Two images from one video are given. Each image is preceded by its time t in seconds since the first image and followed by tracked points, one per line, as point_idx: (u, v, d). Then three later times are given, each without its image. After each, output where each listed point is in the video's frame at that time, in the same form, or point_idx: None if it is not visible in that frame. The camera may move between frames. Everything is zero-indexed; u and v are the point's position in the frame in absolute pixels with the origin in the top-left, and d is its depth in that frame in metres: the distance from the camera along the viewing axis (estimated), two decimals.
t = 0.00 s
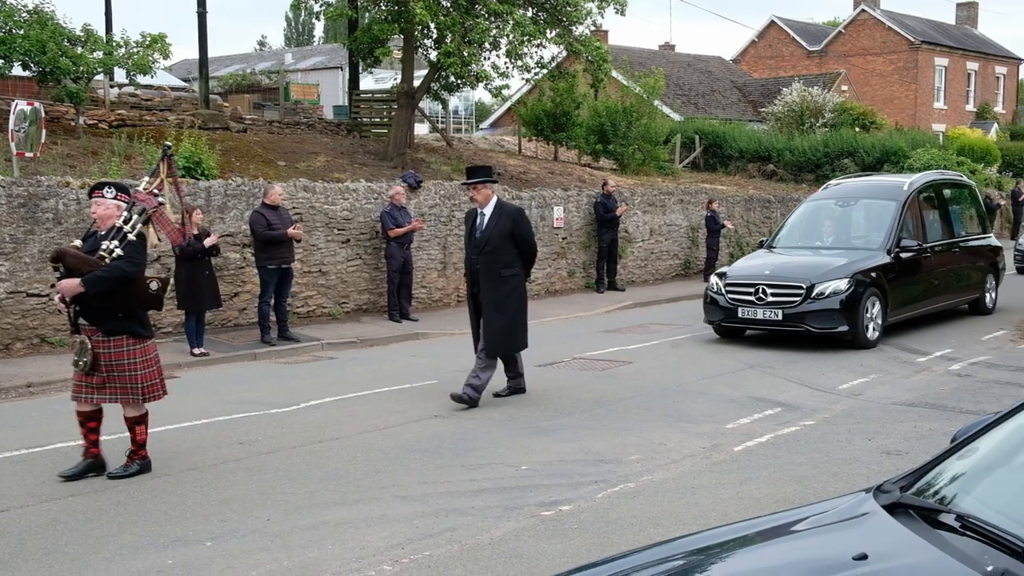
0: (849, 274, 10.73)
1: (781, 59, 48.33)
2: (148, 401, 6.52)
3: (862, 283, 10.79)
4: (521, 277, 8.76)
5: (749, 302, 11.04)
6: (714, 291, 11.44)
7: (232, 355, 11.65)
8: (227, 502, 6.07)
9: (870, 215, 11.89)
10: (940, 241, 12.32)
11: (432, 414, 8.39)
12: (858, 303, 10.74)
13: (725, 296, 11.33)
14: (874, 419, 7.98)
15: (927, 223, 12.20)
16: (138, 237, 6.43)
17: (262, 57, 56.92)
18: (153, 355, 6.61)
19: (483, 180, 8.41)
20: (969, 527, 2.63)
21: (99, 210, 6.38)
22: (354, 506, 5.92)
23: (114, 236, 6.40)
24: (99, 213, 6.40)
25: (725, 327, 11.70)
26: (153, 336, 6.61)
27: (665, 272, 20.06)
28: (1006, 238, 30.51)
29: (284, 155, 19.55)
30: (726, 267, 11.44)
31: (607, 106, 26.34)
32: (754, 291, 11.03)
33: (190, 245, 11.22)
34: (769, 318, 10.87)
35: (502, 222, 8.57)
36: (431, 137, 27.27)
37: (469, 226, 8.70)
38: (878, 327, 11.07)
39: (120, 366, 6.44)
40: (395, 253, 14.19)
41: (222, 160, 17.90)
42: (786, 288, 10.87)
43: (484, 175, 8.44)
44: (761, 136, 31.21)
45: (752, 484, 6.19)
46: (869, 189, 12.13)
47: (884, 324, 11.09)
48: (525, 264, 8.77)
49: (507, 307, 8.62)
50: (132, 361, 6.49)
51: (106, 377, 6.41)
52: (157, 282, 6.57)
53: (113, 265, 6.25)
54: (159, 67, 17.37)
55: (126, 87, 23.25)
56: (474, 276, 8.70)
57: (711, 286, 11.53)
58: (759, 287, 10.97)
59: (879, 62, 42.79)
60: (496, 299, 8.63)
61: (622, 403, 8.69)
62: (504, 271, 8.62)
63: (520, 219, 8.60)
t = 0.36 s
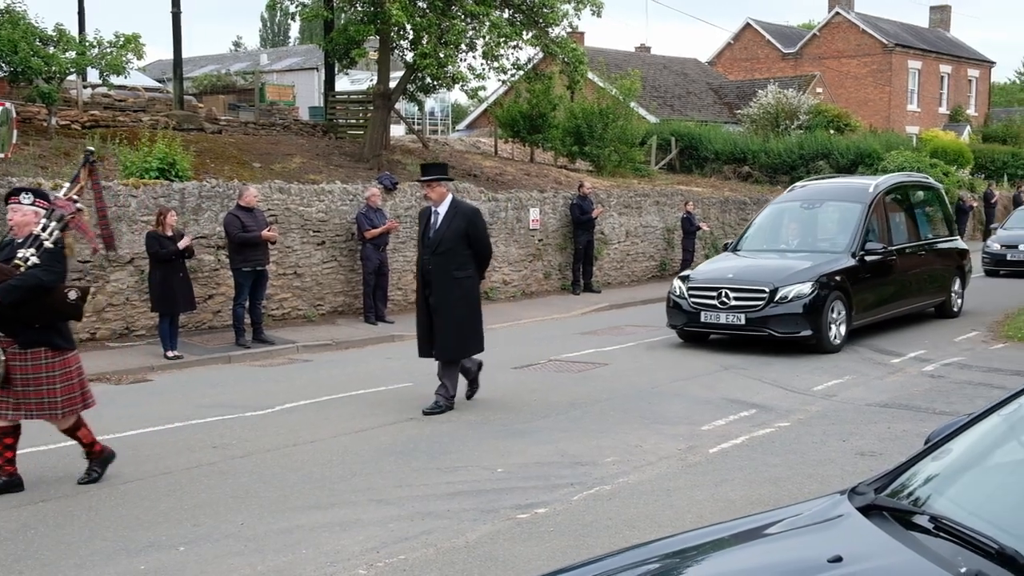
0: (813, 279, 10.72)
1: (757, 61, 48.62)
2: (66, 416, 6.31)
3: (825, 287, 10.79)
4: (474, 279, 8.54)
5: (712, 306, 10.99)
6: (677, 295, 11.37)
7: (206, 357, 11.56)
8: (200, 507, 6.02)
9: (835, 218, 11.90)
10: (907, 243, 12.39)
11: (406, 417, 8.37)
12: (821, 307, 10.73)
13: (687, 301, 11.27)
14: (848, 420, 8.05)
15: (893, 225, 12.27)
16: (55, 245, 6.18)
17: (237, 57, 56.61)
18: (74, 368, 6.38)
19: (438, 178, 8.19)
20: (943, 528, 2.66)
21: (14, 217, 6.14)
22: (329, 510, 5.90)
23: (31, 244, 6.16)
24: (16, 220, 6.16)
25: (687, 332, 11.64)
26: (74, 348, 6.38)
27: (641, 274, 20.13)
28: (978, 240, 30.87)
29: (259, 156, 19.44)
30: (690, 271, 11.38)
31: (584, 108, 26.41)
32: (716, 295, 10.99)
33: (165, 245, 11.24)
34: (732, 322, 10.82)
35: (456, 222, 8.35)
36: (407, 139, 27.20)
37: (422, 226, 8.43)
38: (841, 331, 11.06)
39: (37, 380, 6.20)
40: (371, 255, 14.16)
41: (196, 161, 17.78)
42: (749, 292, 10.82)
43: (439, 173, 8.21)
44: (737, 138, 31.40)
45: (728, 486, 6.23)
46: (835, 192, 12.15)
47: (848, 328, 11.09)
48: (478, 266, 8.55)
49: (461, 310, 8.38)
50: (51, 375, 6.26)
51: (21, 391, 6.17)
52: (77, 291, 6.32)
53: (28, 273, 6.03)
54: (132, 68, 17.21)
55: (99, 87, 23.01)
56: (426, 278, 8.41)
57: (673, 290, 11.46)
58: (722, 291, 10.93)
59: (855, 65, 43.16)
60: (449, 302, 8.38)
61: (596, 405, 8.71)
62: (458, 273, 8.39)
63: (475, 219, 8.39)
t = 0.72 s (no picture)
0: (749, 284, 10.77)
1: (705, 66, 49.21)
2: None
3: (762, 293, 10.84)
4: (405, 286, 8.19)
5: (647, 312, 11.00)
6: (613, 300, 11.37)
7: (152, 362, 11.38)
8: (145, 514, 5.94)
9: (772, 222, 12.01)
10: (845, 247, 12.57)
11: (357, 421, 8.33)
12: (758, 312, 10.75)
13: (623, 306, 11.26)
14: (796, 422, 8.20)
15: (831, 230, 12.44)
16: None
17: (184, 58, 55.85)
18: None
19: (363, 180, 7.92)
20: (887, 529, 2.74)
21: None
22: (278, 515, 5.86)
23: None
24: None
25: (624, 338, 11.63)
26: None
27: (592, 278, 20.26)
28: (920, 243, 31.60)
29: (206, 159, 19.20)
30: (626, 276, 11.40)
31: (534, 112, 26.51)
32: (653, 300, 11.01)
33: (111, 249, 11.06)
34: (668, 328, 10.84)
35: (382, 227, 8.04)
36: (357, 142, 27.05)
37: (349, 231, 8.15)
38: (778, 337, 11.10)
39: None
40: (321, 259, 14.05)
41: (142, 163, 17.51)
42: (684, 298, 10.85)
43: (365, 175, 7.98)
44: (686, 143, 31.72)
45: (677, 489, 6.31)
46: (773, 197, 12.27)
47: (785, 334, 11.14)
48: (408, 272, 8.21)
49: (388, 318, 8.06)
50: None
51: None
52: None
53: None
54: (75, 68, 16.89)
55: (41, 87, 22.55)
56: (353, 285, 8.10)
57: (610, 296, 11.47)
58: (658, 296, 10.95)
59: (802, 71, 43.91)
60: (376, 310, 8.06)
61: (546, 409, 8.76)
62: (385, 279, 8.05)
63: (402, 223, 8.07)
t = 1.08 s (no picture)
0: (706, 296, 10.68)
1: (673, 77, 49.60)
2: None
3: (717, 304, 10.76)
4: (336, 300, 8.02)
5: (602, 324, 10.91)
6: (568, 312, 11.26)
7: (117, 374, 11.25)
8: (109, 528, 5.87)
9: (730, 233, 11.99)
10: (805, 258, 12.60)
11: (325, 433, 8.30)
12: (714, 324, 10.68)
13: (578, 318, 11.16)
14: (763, 432, 8.27)
15: (790, 240, 12.46)
16: None
17: (150, 67, 55.39)
18: None
19: (291, 192, 7.74)
20: (854, 539, 2.77)
21: None
22: (245, 529, 5.81)
23: None
24: None
25: (579, 350, 11.53)
26: None
27: (560, 288, 20.31)
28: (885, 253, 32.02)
29: (172, 169, 19.05)
30: (581, 288, 11.30)
31: (502, 123, 26.56)
32: (607, 312, 10.91)
33: (77, 260, 10.92)
34: (623, 340, 10.74)
35: (312, 239, 7.85)
36: (325, 152, 26.97)
37: (277, 244, 7.93)
38: (735, 349, 11.05)
39: None
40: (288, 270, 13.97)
41: (107, 173, 17.34)
42: (639, 310, 10.75)
43: (292, 187, 7.80)
44: (654, 154, 31.91)
45: (646, 499, 6.35)
46: (731, 208, 12.26)
47: (742, 345, 11.09)
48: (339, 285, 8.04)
49: (321, 333, 7.87)
50: None
51: None
52: None
53: None
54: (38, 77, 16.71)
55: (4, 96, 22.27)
56: (282, 300, 7.87)
57: (564, 307, 11.36)
58: (613, 308, 10.85)
59: (768, 82, 44.40)
60: (308, 324, 7.85)
61: (515, 420, 8.76)
62: (316, 293, 7.87)
63: (332, 235, 7.90)
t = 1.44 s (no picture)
0: (669, 303, 10.55)
1: (649, 83, 49.85)
2: None
3: (681, 312, 10.64)
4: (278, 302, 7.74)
5: (563, 332, 10.75)
6: (529, 319, 11.10)
7: (89, 377, 11.15)
8: (79, 532, 5.82)
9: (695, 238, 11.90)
10: (771, 265, 12.53)
11: (299, 437, 8.27)
12: (677, 333, 10.56)
13: (539, 325, 11.00)
14: (737, 437, 8.34)
15: (757, 247, 12.37)
16: None
17: (124, 69, 54.99)
18: None
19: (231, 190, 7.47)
20: (826, 544, 2.81)
21: None
22: (218, 533, 5.79)
23: None
24: None
25: (541, 358, 11.38)
26: None
27: (536, 293, 20.34)
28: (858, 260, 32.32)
29: (147, 171, 18.92)
30: (543, 294, 11.15)
31: (479, 127, 26.58)
32: (569, 320, 10.74)
33: (47, 262, 10.80)
34: (585, 348, 10.59)
35: (253, 239, 7.57)
36: (301, 155, 26.88)
37: (217, 245, 7.66)
38: (698, 357, 10.95)
39: None
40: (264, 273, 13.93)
41: (80, 175, 17.19)
42: (601, 318, 10.60)
43: (232, 186, 7.55)
44: (631, 160, 32.02)
45: (621, 504, 6.38)
46: (697, 214, 12.18)
47: (705, 354, 10.99)
48: (280, 287, 7.78)
49: (261, 336, 7.59)
50: None
51: None
52: None
53: None
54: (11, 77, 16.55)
55: None
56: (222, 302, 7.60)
57: (525, 314, 11.19)
58: (575, 316, 10.68)
59: (744, 89, 44.73)
60: (248, 328, 7.57)
61: (489, 424, 8.77)
62: (257, 295, 7.59)
63: (274, 236, 7.64)
